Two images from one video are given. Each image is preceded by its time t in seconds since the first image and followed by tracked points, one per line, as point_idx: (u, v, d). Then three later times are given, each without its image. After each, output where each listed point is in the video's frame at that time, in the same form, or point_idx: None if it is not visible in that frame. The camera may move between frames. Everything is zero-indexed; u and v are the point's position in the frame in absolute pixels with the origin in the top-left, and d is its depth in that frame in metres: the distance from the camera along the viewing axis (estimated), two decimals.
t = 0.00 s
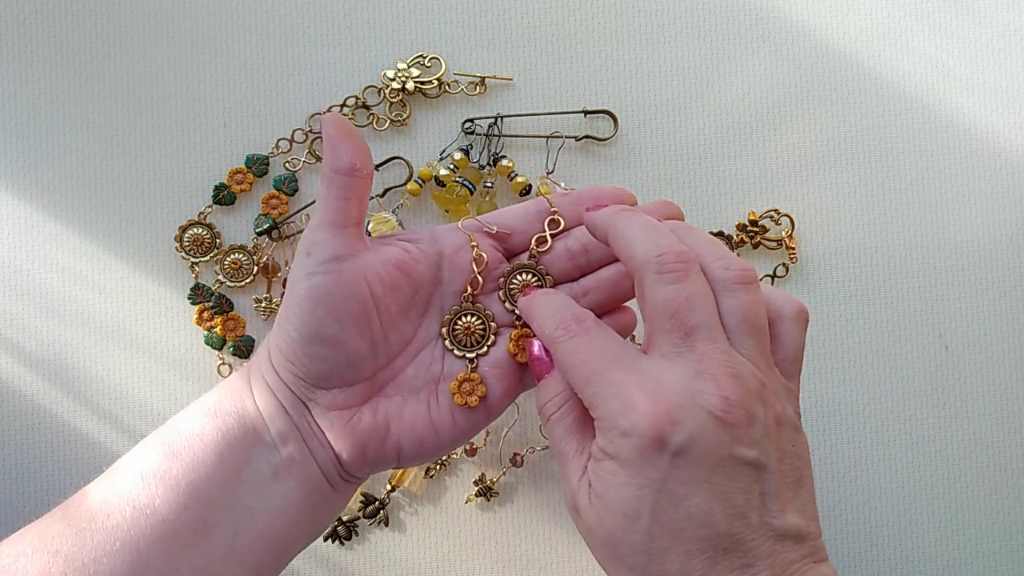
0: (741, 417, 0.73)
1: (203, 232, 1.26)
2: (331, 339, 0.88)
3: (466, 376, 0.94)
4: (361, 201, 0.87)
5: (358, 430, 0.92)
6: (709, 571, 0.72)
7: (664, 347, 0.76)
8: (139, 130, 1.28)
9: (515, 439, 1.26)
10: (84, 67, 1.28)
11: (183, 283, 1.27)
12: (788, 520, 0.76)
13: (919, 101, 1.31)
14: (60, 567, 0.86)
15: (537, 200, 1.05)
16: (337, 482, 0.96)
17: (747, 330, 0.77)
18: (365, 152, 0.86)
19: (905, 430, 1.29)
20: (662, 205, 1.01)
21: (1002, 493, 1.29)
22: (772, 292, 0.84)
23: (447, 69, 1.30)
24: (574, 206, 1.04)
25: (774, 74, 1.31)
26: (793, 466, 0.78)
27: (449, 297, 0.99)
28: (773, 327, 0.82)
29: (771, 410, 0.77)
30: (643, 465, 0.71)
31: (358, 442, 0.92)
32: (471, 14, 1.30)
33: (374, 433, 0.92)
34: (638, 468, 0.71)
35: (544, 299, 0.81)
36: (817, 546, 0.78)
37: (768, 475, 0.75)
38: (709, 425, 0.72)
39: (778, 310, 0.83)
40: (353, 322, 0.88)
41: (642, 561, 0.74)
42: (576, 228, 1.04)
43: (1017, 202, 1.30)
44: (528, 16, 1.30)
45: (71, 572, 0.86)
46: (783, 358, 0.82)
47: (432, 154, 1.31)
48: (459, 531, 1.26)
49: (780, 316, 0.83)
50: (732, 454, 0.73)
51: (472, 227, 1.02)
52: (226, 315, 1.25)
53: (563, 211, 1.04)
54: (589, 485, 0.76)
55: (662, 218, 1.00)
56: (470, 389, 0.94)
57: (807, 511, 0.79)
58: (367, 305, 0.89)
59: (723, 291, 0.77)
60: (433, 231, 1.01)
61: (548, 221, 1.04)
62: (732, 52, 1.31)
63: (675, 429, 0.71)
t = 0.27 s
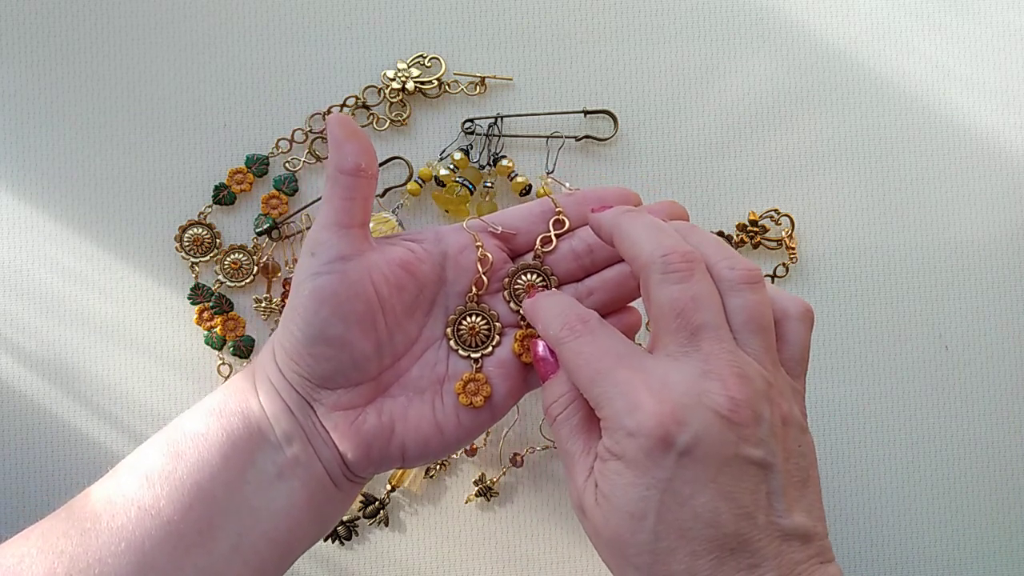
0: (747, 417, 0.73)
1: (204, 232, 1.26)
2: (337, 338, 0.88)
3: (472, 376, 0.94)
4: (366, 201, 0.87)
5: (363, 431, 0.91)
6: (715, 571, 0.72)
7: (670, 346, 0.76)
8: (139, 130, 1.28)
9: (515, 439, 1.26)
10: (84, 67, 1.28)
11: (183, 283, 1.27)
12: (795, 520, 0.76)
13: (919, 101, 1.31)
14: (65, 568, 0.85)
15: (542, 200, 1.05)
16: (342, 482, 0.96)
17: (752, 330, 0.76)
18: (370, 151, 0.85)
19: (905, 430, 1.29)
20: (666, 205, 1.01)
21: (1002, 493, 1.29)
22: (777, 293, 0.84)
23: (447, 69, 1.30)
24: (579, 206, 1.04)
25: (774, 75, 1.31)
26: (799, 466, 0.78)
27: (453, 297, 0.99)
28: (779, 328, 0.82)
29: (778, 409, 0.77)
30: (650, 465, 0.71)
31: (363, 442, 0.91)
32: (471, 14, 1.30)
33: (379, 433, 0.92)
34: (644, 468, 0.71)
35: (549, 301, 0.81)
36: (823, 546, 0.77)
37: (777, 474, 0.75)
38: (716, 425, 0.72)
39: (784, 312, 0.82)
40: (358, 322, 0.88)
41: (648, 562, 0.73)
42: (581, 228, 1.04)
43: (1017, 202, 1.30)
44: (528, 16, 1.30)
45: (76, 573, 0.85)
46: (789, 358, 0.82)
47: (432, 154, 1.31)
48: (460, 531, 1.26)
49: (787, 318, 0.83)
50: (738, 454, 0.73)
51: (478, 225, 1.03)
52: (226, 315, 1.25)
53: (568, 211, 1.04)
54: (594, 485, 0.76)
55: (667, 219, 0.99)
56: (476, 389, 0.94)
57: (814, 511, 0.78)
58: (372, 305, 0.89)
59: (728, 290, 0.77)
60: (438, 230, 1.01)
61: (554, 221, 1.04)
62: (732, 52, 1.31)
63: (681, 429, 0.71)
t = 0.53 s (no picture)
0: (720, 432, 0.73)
1: (203, 232, 1.26)
2: (340, 335, 0.89)
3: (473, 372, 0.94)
4: (368, 197, 0.87)
5: (366, 426, 0.92)
6: None
7: (635, 364, 0.75)
8: (139, 130, 1.28)
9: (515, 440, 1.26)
10: (84, 66, 1.28)
11: (183, 283, 1.27)
12: (776, 529, 0.76)
13: (919, 101, 1.31)
14: (67, 566, 0.84)
15: (543, 195, 1.05)
16: (344, 479, 0.97)
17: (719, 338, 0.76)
18: (372, 147, 0.86)
19: (905, 430, 1.29)
20: (669, 199, 1.01)
21: (1003, 493, 1.29)
22: (743, 294, 0.84)
23: (447, 69, 1.30)
24: (581, 201, 1.04)
25: (774, 74, 1.31)
26: (778, 473, 0.78)
27: (456, 293, 1.00)
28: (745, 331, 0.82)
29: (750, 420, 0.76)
30: (626, 491, 0.71)
31: (366, 438, 0.92)
32: (470, 14, 1.30)
33: (382, 429, 0.93)
34: (620, 495, 0.71)
35: (507, 325, 0.80)
36: (807, 552, 0.78)
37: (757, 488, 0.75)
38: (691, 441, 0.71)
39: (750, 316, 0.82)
40: (361, 319, 0.89)
41: None
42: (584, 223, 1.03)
43: (1017, 202, 1.30)
44: (528, 16, 1.30)
45: (78, 571, 0.84)
46: (759, 361, 0.82)
47: (432, 154, 1.31)
48: (460, 531, 1.26)
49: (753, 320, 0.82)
50: (715, 469, 0.72)
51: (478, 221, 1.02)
52: (226, 315, 1.25)
53: (570, 206, 1.03)
54: (572, 511, 0.75)
55: (668, 212, 1.00)
56: (479, 385, 0.94)
57: (796, 517, 0.79)
58: (375, 301, 0.89)
59: (691, 300, 0.77)
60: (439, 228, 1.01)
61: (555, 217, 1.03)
62: (732, 52, 1.31)
63: (653, 451, 0.71)
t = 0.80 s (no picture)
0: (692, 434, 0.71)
1: (203, 232, 1.26)
2: (344, 335, 0.88)
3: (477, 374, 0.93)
4: (374, 195, 0.87)
5: (371, 428, 0.92)
6: None
7: (610, 371, 0.73)
8: (139, 130, 1.28)
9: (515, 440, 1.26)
10: (84, 67, 1.28)
11: (183, 283, 1.27)
12: (758, 531, 0.73)
13: (919, 101, 1.31)
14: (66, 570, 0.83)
15: (551, 196, 1.05)
16: (348, 481, 0.96)
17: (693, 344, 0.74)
18: (378, 146, 0.85)
19: (905, 430, 1.29)
20: (679, 201, 1.01)
21: (1002, 494, 1.29)
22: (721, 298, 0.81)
23: (447, 69, 1.30)
24: (588, 203, 1.04)
25: (774, 75, 1.31)
26: (759, 475, 0.75)
27: (462, 295, 0.99)
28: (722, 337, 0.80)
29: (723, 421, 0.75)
30: (603, 495, 0.68)
31: (370, 439, 0.92)
32: (470, 14, 1.30)
33: (386, 431, 0.93)
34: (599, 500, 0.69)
35: (485, 337, 0.78)
36: (794, 555, 0.74)
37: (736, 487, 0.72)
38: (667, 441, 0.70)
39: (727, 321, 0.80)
40: (366, 319, 0.88)
41: None
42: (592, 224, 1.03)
43: (1017, 202, 1.30)
44: (528, 17, 1.30)
45: None
46: (736, 366, 0.79)
47: (432, 154, 1.31)
48: (460, 531, 1.26)
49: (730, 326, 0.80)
50: (690, 471, 0.70)
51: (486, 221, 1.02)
52: (226, 315, 1.25)
53: (578, 207, 1.03)
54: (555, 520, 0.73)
55: (677, 214, 1.00)
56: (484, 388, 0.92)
57: (779, 518, 0.76)
58: (380, 302, 0.89)
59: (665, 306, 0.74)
60: (447, 228, 1.00)
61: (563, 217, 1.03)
62: (732, 52, 1.31)
63: (630, 456, 0.68)
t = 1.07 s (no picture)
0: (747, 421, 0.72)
1: (203, 232, 1.26)
2: (344, 347, 0.88)
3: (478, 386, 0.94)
4: (374, 207, 0.87)
5: (370, 440, 0.92)
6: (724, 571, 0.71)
7: (680, 344, 0.75)
8: (139, 130, 1.28)
9: (515, 439, 1.26)
10: (84, 67, 1.28)
11: (183, 283, 1.27)
12: (805, 521, 0.74)
13: (919, 101, 1.31)
14: None
15: (549, 206, 1.05)
16: (346, 491, 0.97)
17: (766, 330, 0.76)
18: (378, 157, 0.85)
19: (905, 430, 1.29)
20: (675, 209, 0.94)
21: (1003, 494, 1.29)
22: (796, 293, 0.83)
23: (447, 69, 1.30)
24: (588, 213, 1.04)
25: (774, 75, 1.31)
26: (812, 469, 0.76)
27: (461, 305, 1.00)
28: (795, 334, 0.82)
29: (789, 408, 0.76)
30: (657, 463, 0.70)
31: (370, 451, 0.92)
32: (470, 14, 1.30)
33: (385, 442, 0.93)
34: (651, 467, 0.70)
35: (556, 300, 0.81)
36: (835, 549, 0.76)
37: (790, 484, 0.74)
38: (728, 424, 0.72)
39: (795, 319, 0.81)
40: (365, 331, 0.88)
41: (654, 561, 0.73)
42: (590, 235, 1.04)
43: (1016, 202, 1.30)
44: (528, 17, 1.30)
45: None
46: (805, 360, 0.81)
47: (432, 154, 1.31)
48: (459, 531, 1.26)
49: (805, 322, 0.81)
50: (748, 454, 0.72)
51: (484, 233, 1.02)
52: (226, 315, 1.25)
53: (576, 218, 1.04)
54: (602, 484, 0.75)
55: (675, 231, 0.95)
56: (483, 398, 0.94)
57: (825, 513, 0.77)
58: (380, 313, 0.89)
59: (743, 290, 0.76)
60: (445, 240, 1.01)
61: (561, 229, 1.03)
62: (732, 52, 1.31)
63: (689, 428, 0.70)
